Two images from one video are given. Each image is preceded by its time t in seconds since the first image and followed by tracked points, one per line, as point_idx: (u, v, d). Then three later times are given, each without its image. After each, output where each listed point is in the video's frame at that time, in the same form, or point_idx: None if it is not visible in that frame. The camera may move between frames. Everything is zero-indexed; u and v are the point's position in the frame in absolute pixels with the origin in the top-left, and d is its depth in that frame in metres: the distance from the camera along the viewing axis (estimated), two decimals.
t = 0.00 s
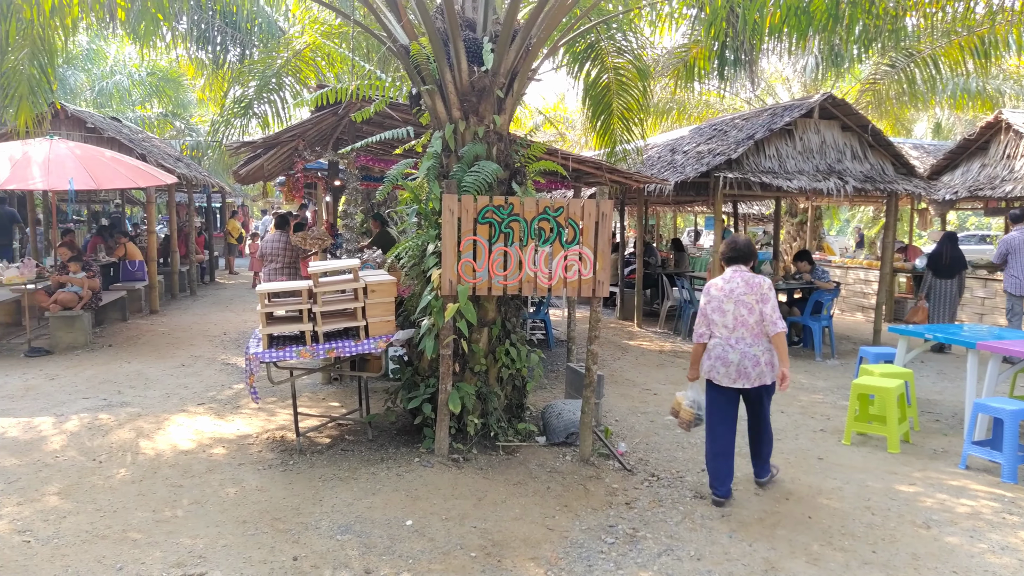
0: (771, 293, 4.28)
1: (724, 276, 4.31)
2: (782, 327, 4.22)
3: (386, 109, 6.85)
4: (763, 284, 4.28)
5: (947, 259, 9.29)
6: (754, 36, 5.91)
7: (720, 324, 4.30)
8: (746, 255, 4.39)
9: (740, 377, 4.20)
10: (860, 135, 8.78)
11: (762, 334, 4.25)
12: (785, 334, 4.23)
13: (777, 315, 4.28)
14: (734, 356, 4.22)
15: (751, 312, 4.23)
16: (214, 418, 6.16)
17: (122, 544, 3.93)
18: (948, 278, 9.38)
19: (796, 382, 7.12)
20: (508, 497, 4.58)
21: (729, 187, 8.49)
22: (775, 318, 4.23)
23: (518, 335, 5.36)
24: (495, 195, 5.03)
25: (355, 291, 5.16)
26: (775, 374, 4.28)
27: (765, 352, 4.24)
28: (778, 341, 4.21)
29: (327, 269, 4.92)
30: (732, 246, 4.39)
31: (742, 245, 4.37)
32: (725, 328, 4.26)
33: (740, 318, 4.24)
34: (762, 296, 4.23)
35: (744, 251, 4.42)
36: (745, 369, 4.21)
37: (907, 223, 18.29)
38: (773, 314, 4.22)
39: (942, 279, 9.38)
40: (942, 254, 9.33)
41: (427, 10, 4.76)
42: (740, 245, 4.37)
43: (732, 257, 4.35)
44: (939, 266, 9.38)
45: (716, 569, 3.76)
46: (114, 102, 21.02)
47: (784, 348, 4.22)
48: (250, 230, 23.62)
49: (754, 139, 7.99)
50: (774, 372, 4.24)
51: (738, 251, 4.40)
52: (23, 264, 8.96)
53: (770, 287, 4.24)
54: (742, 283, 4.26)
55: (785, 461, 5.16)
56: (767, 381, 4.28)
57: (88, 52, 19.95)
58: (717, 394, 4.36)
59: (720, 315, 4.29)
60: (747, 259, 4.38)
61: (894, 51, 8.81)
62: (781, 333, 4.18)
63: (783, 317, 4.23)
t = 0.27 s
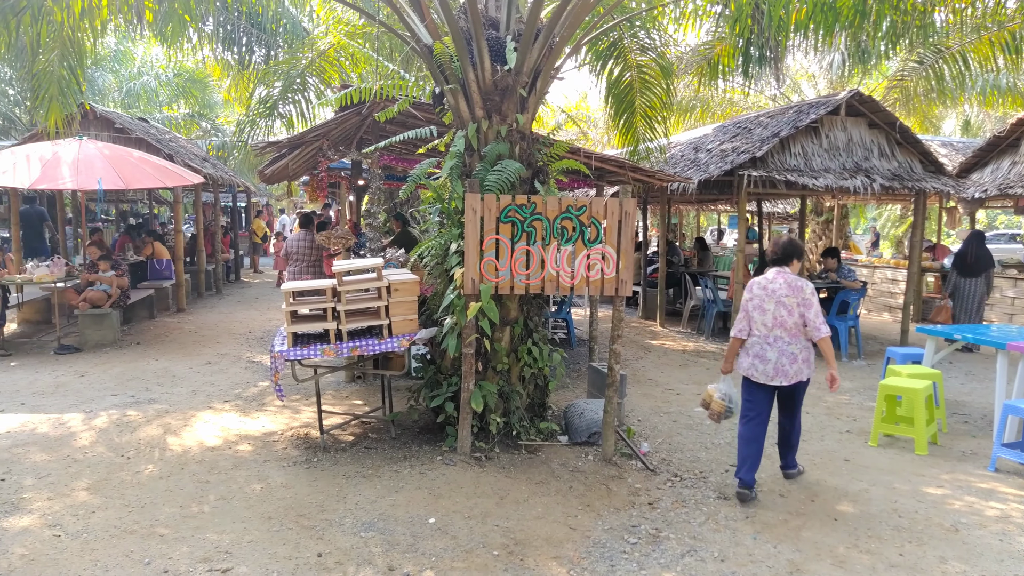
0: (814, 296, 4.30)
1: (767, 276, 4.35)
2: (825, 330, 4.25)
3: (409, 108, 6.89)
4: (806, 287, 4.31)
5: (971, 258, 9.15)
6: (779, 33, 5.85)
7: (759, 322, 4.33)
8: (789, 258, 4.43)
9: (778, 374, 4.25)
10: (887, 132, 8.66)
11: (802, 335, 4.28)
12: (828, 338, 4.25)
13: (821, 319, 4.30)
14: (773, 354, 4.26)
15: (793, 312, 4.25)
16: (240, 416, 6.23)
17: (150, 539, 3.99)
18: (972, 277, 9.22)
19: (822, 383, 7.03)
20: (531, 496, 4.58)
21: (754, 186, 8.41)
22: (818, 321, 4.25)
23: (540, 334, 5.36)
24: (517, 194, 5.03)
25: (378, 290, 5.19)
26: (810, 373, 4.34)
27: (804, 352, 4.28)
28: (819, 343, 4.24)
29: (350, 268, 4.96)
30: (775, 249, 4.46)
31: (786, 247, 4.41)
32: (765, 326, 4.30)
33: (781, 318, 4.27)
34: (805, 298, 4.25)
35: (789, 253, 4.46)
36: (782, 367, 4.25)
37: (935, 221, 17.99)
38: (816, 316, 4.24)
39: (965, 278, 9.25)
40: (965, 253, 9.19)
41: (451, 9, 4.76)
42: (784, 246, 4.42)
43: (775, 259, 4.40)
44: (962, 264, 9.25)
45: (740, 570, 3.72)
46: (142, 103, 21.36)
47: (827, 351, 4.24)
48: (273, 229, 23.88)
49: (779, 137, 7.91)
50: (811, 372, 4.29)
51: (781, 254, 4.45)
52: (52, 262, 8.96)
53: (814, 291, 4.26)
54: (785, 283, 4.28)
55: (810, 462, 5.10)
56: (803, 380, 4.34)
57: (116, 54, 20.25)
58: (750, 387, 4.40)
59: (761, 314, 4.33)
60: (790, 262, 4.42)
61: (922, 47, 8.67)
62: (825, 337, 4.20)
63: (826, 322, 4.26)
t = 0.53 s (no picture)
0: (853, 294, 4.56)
1: (807, 269, 4.67)
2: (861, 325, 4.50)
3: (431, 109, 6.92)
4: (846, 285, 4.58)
5: (993, 259, 9.03)
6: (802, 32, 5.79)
7: (794, 312, 4.67)
8: (832, 255, 4.70)
9: (805, 361, 4.56)
10: (913, 132, 8.56)
11: (835, 327, 4.57)
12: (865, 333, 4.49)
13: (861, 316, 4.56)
14: (802, 342, 4.58)
15: (826, 305, 4.55)
16: (263, 414, 6.30)
17: (175, 536, 4.04)
18: (993, 278, 9.07)
19: (846, 385, 6.95)
20: (551, 497, 4.57)
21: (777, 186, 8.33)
22: (853, 317, 4.51)
23: (561, 334, 5.35)
24: (539, 194, 5.03)
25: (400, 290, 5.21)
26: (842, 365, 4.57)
27: (834, 344, 4.54)
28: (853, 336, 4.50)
29: (373, 269, 4.99)
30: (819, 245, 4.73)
31: (830, 245, 4.70)
32: (798, 316, 4.63)
33: (814, 309, 4.58)
34: (840, 293, 4.54)
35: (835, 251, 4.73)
36: (811, 354, 4.56)
37: (963, 222, 17.67)
38: (853, 311, 4.51)
39: (987, 278, 9.11)
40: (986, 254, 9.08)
41: (473, 11, 4.78)
42: (828, 244, 4.71)
43: (818, 255, 4.69)
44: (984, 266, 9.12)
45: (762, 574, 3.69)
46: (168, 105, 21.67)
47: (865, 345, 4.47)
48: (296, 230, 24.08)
49: (803, 137, 7.82)
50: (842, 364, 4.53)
51: (824, 251, 4.72)
52: (80, 263, 9.12)
53: (852, 287, 4.53)
54: (823, 279, 4.58)
55: (834, 465, 5.05)
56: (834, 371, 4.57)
57: (142, 57, 20.56)
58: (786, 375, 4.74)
59: (797, 304, 4.66)
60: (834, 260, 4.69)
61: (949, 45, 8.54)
62: (861, 332, 4.45)
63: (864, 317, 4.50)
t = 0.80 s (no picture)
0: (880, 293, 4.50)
1: (833, 268, 4.62)
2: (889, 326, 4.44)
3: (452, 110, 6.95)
4: (872, 284, 4.52)
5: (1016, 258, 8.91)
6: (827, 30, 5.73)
7: (819, 311, 4.64)
8: (859, 253, 4.63)
9: (828, 361, 4.58)
10: (940, 131, 8.44)
11: (860, 326, 4.53)
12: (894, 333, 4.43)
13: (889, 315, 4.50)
14: (826, 341, 4.59)
15: (850, 304, 4.51)
16: (286, 413, 6.36)
17: (199, 532, 4.09)
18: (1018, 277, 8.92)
19: (871, 387, 6.86)
20: (572, 497, 4.57)
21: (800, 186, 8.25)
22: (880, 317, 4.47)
23: (581, 334, 5.34)
24: (559, 194, 5.03)
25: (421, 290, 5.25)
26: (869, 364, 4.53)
27: (860, 343, 4.51)
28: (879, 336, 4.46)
29: (394, 269, 5.02)
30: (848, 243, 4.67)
31: (857, 243, 4.63)
32: (822, 316, 4.62)
33: (838, 308, 4.55)
34: (865, 293, 4.48)
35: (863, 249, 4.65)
36: (835, 354, 4.56)
37: (991, 222, 17.36)
38: (881, 312, 4.47)
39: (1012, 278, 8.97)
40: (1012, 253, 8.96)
41: (494, 12, 4.78)
42: (857, 242, 4.63)
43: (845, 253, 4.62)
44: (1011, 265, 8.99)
45: None
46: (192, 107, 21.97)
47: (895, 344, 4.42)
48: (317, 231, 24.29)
49: (828, 136, 7.74)
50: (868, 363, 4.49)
51: (851, 250, 4.66)
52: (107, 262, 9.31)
53: (877, 287, 4.46)
54: (848, 278, 4.53)
55: (858, 468, 4.98)
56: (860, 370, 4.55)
57: (168, 60, 20.86)
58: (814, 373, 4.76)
59: (822, 303, 4.63)
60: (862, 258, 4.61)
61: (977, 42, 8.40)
62: (889, 333, 4.40)
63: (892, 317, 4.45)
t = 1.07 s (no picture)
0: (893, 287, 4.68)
1: (849, 266, 4.75)
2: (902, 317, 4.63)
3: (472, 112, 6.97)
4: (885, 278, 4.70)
5: None
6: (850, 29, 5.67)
7: (841, 309, 4.73)
8: (869, 251, 4.81)
9: (856, 356, 4.65)
10: (965, 131, 8.32)
11: (880, 321, 4.66)
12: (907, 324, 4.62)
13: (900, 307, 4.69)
14: (852, 338, 4.66)
15: (870, 299, 4.65)
16: (307, 413, 6.41)
17: (222, 530, 4.14)
18: None
19: (895, 391, 6.77)
20: (591, 499, 4.56)
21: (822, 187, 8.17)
22: (895, 309, 4.63)
23: (601, 336, 5.33)
24: (579, 196, 5.02)
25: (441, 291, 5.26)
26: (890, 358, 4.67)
27: (881, 337, 4.64)
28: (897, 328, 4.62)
29: (415, 270, 5.04)
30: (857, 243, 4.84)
31: (866, 241, 4.81)
32: (845, 313, 4.70)
33: (859, 305, 4.67)
34: (883, 287, 4.64)
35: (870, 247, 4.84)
36: (860, 350, 4.64)
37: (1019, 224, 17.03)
38: (894, 303, 4.63)
39: None
40: None
41: (515, 13, 4.79)
42: (865, 240, 4.82)
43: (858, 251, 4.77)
44: None
45: None
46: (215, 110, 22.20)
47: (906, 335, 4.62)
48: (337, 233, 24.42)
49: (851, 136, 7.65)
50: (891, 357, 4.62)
51: (860, 248, 4.83)
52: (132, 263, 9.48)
53: (892, 281, 4.64)
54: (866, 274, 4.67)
55: (882, 472, 4.92)
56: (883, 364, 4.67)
57: (191, 63, 21.11)
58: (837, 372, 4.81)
59: (842, 301, 4.72)
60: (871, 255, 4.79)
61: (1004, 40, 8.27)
62: (904, 324, 4.59)
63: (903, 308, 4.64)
